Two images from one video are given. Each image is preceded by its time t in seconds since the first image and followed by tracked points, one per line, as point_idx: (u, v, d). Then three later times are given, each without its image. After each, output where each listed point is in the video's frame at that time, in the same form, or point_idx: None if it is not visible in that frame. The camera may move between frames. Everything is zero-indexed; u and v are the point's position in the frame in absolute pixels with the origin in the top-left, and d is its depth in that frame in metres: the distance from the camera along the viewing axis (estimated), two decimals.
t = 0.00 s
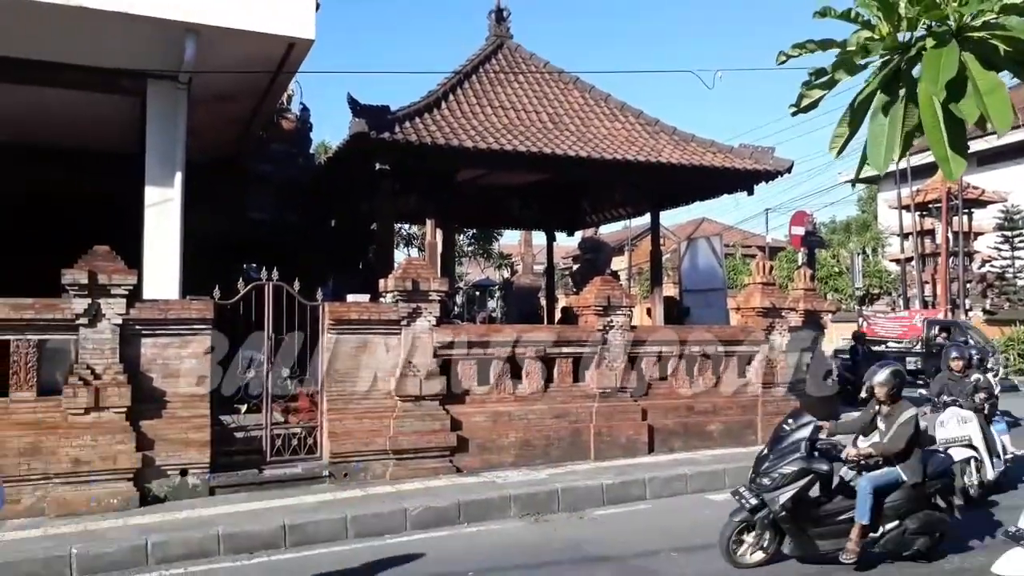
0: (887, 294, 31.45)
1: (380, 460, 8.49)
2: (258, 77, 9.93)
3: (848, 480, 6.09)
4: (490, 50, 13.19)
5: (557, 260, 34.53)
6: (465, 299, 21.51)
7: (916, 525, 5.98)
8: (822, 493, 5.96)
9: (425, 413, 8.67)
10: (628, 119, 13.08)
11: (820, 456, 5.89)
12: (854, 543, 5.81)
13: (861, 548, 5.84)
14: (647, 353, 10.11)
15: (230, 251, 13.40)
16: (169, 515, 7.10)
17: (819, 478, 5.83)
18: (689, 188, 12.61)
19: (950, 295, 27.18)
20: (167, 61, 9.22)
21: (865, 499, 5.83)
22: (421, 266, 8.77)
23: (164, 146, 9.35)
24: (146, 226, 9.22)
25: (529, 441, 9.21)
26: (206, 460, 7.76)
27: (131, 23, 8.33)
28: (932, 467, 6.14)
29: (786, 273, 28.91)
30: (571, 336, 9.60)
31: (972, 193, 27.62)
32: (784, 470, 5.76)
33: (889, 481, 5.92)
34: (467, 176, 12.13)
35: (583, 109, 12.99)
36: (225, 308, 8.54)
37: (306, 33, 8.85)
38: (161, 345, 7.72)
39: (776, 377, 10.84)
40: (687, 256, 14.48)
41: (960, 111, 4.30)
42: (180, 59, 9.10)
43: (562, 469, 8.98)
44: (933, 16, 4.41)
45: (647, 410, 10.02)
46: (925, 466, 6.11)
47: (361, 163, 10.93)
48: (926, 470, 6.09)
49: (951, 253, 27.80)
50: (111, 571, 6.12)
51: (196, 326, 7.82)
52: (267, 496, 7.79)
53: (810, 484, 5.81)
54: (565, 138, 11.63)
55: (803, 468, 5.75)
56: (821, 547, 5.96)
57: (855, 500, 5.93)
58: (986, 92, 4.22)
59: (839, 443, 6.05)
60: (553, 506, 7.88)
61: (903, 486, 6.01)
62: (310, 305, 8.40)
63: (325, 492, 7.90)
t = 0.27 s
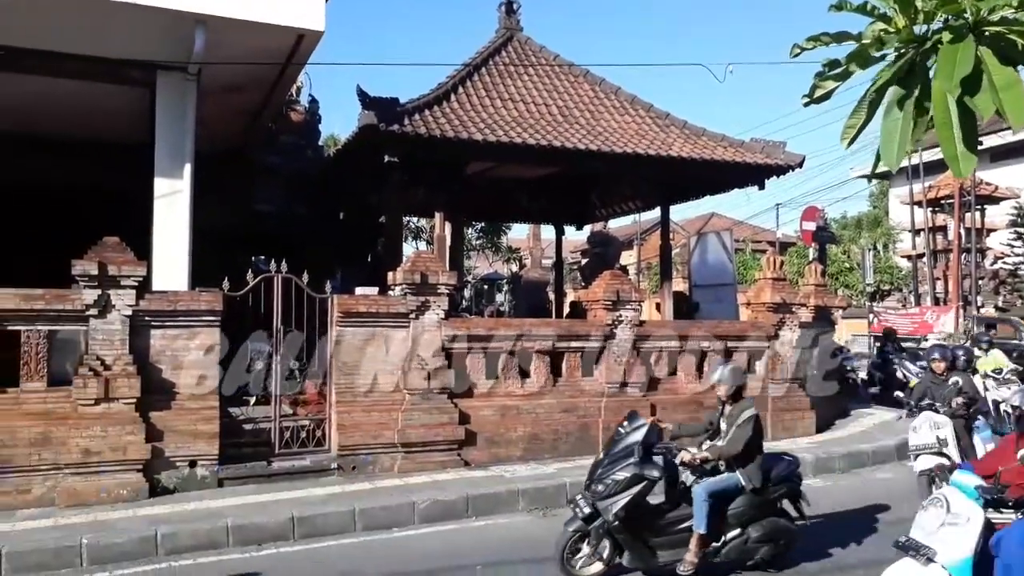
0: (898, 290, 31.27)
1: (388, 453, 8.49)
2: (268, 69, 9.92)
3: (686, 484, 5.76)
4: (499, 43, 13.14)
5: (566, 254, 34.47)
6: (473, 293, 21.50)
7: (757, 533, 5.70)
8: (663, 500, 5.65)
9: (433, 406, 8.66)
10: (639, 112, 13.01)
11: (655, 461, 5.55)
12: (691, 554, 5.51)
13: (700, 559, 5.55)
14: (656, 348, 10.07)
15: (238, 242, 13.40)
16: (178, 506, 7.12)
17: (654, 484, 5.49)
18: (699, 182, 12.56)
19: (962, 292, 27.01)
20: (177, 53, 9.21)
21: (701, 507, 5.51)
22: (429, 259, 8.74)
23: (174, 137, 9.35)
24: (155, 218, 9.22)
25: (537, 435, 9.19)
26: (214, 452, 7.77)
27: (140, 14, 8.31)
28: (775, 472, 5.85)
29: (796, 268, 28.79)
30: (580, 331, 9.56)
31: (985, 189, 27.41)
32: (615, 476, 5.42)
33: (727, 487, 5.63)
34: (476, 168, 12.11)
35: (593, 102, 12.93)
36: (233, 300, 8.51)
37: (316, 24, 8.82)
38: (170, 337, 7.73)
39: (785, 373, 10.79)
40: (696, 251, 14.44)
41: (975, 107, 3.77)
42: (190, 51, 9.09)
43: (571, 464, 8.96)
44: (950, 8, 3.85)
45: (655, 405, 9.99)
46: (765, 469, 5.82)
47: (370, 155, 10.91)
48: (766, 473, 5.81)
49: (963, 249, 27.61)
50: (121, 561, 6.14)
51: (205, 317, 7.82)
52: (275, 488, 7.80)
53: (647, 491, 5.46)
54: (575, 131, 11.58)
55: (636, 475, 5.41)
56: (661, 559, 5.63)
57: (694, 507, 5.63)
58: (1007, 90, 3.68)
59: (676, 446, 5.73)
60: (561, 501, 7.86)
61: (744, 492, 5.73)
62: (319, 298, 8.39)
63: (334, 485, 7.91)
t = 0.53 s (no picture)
0: (914, 287, 31.06)
1: (404, 451, 8.54)
2: (282, 71, 9.99)
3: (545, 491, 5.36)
4: (511, 41, 13.16)
5: (579, 252, 34.47)
6: (486, 291, 21.56)
7: (617, 542, 5.25)
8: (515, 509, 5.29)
9: (447, 404, 8.71)
10: (651, 110, 13.01)
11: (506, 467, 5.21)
12: (543, 565, 5.13)
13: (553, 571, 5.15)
14: (670, 345, 10.07)
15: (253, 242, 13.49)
16: (197, 504, 7.20)
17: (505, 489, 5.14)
18: (712, 179, 12.54)
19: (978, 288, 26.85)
20: (193, 56, 9.31)
21: (552, 516, 5.09)
22: (443, 258, 8.78)
23: (190, 139, 9.44)
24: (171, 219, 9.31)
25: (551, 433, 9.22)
26: (232, 450, 7.85)
27: (155, 17, 8.39)
28: (637, 476, 5.37)
29: (810, 265, 28.69)
30: (593, 329, 9.59)
31: (1001, 184, 27.20)
32: (462, 484, 5.08)
33: (581, 492, 5.20)
34: (489, 167, 12.15)
35: (605, 100, 12.94)
36: (250, 301, 8.66)
37: (329, 25, 8.87)
38: (187, 336, 7.80)
39: (801, 370, 10.76)
40: (709, 248, 14.42)
41: (991, 101, 3.72)
42: (205, 53, 9.17)
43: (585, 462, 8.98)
44: None
45: (670, 403, 10.00)
46: (625, 474, 5.34)
47: (383, 154, 10.96)
48: (626, 477, 5.33)
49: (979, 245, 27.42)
50: (141, 558, 6.21)
51: (221, 317, 7.89)
52: (292, 485, 7.87)
53: (495, 498, 5.12)
54: (587, 129, 11.58)
55: (482, 482, 5.07)
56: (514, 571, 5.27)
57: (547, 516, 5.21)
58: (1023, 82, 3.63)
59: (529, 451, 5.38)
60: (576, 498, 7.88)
61: (603, 498, 5.27)
62: (334, 297, 8.45)
63: (350, 482, 7.97)
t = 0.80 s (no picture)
0: (937, 281, 30.69)
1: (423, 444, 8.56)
2: (302, 65, 10.00)
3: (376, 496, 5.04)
4: (531, 34, 13.11)
5: (598, 247, 34.38)
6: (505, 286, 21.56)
7: (457, 551, 4.94)
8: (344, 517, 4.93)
9: (466, 399, 8.70)
10: (671, 103, 12.90)
11: (332, 472, 4.81)
12: None
13: None
14: (690, 340, 10.00)
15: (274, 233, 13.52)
16: (218, 496, 7.25)
17: (330, 494, 4.75)
18: (733, 173, 12.42)
19: (1003, 284, 26.46)
20: (213, 50, 9.35)
21: (380, 524, 4.83)
22: (462, 252, 8.77)
23: (211, 133, 9.48)
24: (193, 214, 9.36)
25: (570, 428, 9.20)
26: (252, 443, 7.89)
27: (176, 12, 8.42)
28: (480, 479, 5.08)
29: (832, 260, 28.43)
30: (613, 324, 9.54)
31: None
32: (281, 493, 4.66)
33: (413, 498, 4.92)
34: (508, 161, 12.11)
35: (626, 93, 12.85)
36: (270, 293, 8.57)
37: (348, 19, 8.86)
38: (209, 330, 7.84)
39: (823, 366, 10.65)
40: (731, 242, 14.31)
41: None
42: (225, 48, 9.21)
43: (604, 457, 8.95)
44: None
45: (690, 398, 9.93)
46: (465, 477, 5.03)
47: (402, 148, 10.97)
48: (465, 482, 5.03)
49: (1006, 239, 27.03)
50: (163, 549, 6.27)
51: (242, 311, 7.93)
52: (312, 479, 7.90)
53: (317, 507, 4.71)
54: (606, 122, 11.51)
55: (301, 491, 4.66)
56: None
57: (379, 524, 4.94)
58: None
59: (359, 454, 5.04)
60: (595, 493, 7.86)
61: (443, 504, 4.97)
62: (354, 291, 8.46)
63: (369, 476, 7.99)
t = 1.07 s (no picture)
0: (958, 280, 30.38)
1: (439, 444, 8.57)
2: (319, 65, 10.04)
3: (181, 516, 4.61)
4: (547, 34, 13.10)
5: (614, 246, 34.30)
6: (520, 285, 21.56)
7: None
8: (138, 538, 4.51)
9: (482, 399, 8.70)
10: (689, 101, 12.84)
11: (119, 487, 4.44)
12: None
13: None
14: (708, 340, 9.94)
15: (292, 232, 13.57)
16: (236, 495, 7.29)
17: (114, 509, 4.37)
18: (751, 171, 12.34)
19: None
20: (231, 51, 9.41)
21: (164, 543, 4.37)
22: (478, 252, 8.77)
23: (229, 134, 9.55)
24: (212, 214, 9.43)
25: (586, 428, 9.18)
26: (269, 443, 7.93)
27: (194, 13, 8.47)
28: (289, 495, 4.66)
29: (851, 259, 28.20)
30: (630, 324, 9.50)
31: None
32: (57, 509, 4.27)
33: (214, 514, 4.49)
34: (524, 161, 12.11)
35: (643, 91, 12.81)
36: (288, 294, 8.59)
37: (365, 20, 8.88)
38: (227, 329, 7.89)
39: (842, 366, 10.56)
40: (748, 241, 14.25)
41: None
42: (243, 49, 9.27)
43: (621, 457, 8.92)
44: None
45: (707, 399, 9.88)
46: (273, 492, 4.62)
47: (418, 149, 10.99)
48: (275, 497, 4.62)
49: None
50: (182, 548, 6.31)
51: (260, 310, 7.98)
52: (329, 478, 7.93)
53: (100, 523, 4.32)
54: (623, 122, 11.48)
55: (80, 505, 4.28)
56: None
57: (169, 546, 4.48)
58: None
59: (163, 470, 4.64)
60: (612, 494, 7.83)
61: (246, 521, 4.52)
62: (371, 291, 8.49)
63: (386, 476, 8.01)
